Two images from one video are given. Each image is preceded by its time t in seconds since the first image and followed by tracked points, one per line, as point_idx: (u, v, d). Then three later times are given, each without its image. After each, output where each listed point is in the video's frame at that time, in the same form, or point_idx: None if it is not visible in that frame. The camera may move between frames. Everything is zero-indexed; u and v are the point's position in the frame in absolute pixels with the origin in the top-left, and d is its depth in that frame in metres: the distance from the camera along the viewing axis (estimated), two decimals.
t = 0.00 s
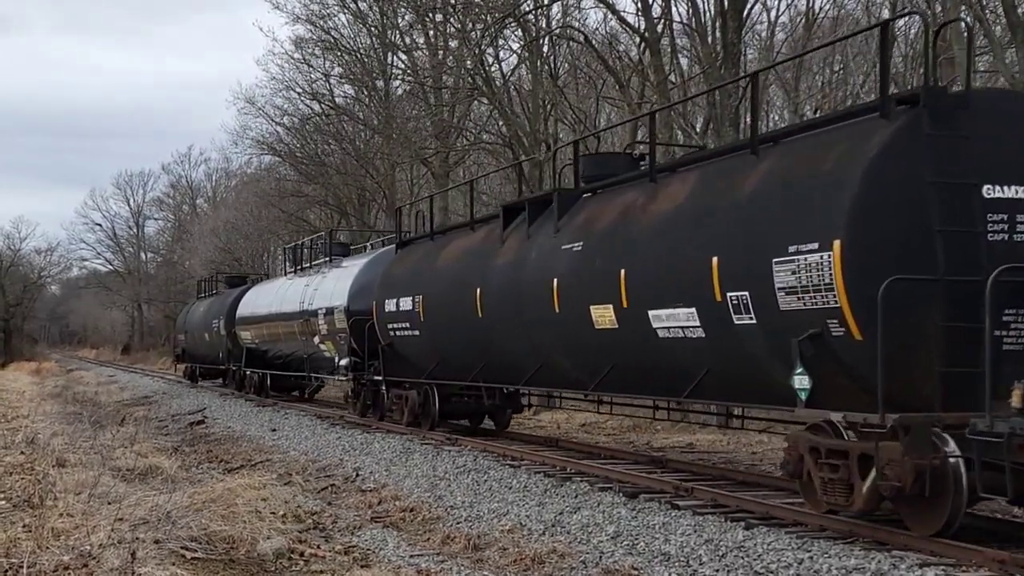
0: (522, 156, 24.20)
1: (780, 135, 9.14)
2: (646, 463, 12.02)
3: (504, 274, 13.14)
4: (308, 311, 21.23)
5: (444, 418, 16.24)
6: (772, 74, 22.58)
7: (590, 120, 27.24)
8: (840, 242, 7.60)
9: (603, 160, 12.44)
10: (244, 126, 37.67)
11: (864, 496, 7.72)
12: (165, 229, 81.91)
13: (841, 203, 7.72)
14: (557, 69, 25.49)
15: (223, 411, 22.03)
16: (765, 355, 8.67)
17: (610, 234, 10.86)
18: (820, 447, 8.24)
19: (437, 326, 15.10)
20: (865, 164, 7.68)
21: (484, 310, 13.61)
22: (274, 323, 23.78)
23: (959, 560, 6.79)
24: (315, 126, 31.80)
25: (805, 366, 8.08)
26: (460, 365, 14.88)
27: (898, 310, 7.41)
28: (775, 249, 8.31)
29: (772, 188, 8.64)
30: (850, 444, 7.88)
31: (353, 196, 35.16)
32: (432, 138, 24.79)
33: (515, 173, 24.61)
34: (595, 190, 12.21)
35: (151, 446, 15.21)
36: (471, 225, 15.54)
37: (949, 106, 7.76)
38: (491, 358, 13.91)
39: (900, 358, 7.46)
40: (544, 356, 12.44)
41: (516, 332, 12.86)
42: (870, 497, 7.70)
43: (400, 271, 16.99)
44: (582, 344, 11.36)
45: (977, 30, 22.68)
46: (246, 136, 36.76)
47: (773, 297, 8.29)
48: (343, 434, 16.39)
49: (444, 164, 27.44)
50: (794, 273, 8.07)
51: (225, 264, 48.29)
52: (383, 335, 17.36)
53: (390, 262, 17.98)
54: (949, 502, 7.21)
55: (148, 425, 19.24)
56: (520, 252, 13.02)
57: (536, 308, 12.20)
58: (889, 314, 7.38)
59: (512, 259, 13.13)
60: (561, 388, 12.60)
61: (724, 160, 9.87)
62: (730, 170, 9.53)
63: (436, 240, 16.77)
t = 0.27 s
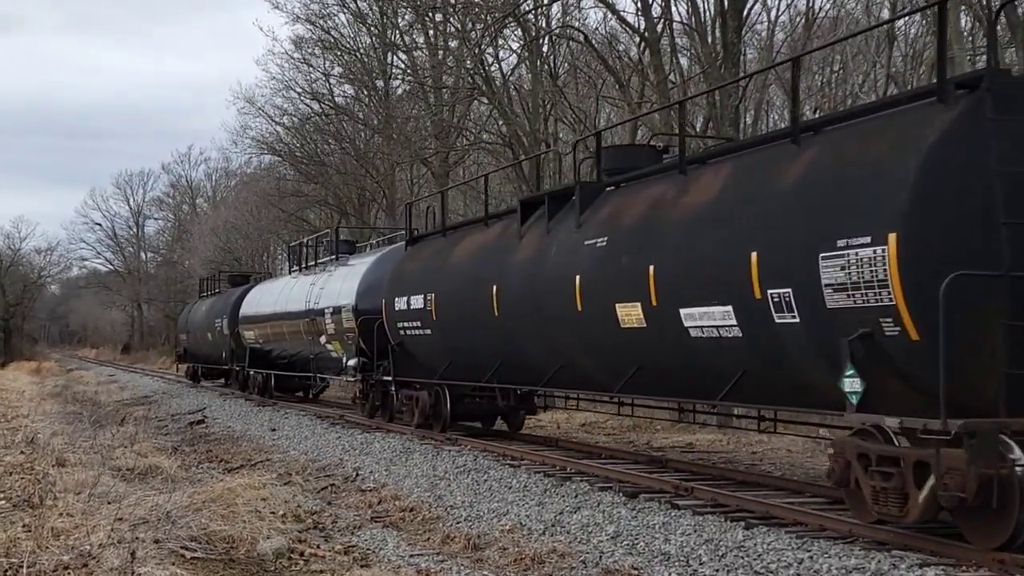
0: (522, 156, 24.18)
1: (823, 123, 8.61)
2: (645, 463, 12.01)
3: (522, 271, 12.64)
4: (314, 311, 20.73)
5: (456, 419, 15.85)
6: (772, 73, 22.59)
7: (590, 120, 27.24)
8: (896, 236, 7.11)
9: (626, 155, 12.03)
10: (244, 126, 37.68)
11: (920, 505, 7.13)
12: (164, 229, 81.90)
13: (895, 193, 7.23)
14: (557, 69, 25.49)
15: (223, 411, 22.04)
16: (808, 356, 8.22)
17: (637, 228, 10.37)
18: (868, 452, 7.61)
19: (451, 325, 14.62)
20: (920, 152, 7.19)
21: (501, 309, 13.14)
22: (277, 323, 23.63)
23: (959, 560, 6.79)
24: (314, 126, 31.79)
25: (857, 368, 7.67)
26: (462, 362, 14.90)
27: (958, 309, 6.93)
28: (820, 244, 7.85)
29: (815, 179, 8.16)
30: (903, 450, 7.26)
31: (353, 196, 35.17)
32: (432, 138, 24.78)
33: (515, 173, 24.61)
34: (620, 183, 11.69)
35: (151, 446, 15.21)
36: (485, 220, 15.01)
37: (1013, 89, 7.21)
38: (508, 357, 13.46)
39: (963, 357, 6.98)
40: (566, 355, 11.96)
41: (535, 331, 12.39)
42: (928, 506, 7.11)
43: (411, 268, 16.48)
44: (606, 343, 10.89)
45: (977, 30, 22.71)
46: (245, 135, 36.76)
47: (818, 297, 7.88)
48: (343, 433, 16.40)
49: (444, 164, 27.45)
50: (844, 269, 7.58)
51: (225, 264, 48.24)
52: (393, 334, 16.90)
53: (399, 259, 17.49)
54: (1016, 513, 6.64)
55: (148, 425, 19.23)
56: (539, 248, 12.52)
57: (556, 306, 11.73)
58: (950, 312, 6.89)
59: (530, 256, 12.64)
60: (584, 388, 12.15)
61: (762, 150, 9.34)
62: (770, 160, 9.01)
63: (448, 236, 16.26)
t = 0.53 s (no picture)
0: (523, 156, 24.19)
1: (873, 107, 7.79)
2: (645, 463, 12.02)
3: (539, 268, 11.86)
4: (320, 311, 20.16)
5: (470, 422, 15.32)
6: (773, 74, 22.61)
7: (591, 120, 27.25)
8: (957, 229, 6.37)
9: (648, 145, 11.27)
10: (244, 126, 37.72)
11: (986, 517, 6.50)
12: (165, 229, 81.97)
13: (959, 181, 6.46)
14: (558, 69, 25.50)
15: (223, 411, 22.06)
16: (857, 358, 7.47)
17: (666, 222, 9.58)
18: (927, 463, 7.05)
19: (464, 325, 13.89)
20: (989, 138, 6.40)
21: (516, 309, 12.37)
22: (278, 324, 23.47)
23: (960, 561, 6.78)
24: (315, 126, 31.79)
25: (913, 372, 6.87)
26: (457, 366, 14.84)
27: None
28: (871, 236, 7.09)
29: (868, 164, 7.38)
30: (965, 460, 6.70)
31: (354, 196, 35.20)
32: (432, 138, 24.80)
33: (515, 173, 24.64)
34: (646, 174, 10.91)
35: (151, 446, 15.23)
36: (500, 215, 14.24)
37: None
38: (525, 359, 12.72)
39: None
40: (587, 358, 11.23)
41: (553, 331, 11.63)
42: (993, 518, 6.48)
43: (423, 266, 15.77)
44: (631, 344, 10.12)
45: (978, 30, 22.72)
46: (246, 136, 36.80)
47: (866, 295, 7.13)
48: (343, 433, 16.43)
49: (444, 164, 27.47)
50: (899, 264, 6.82)
51: (225, 264, 48.25)
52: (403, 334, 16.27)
53: (410, 256, 16.84)
54: None
55: (148, 425, 19.22)
56: (556, 244, 11.74)
57: (576, 305, 10.96)
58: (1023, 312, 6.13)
59: (547, 252, 11.86)
60: (606, 391, 11.40)
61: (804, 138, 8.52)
62: (814, 149, 8.20)
63: (462, 232, 15.50)
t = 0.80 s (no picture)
0: (524, 156, 24.18)
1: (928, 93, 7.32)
2: (648, 463, 12.00)
3: (562, 264, 11.43)
4: (330, 310, 19.64)
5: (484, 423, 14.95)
6: (775, 74, 22.59)
7: (593, 120, 27.24)
8: None
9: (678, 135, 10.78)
10: (246, 126, 37.74)
11: None
12: (167, 228, 82.03)
13: None
14: (560, 69, 25.49)
15: (225, 410, 22.07)
16: (912, 357, 7.03)
17: (700, 214, 9.15)
18: (992, 470, 6.40)
19: (480, 324, 13.48)
20: None
21: (536, 306, 11.93)
22: (281, 324, 23.30)
23: (961, 561, 6.78)
24: (317, 126, 31.79)
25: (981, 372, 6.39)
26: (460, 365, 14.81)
27: None
28: (928, 228, 6.66)
29: (923, 151, 6.94)
30: None
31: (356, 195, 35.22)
32: (434, 137, 24.78)
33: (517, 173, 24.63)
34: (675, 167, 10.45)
35: (153, 446, 15.24)
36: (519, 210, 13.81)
37: None
38: (543, 359, 12.26)
39: None
40: (612, 359, 10.75)
41: (575, 330, 11.18)
42: None
43: (438, 264, 15.36)
44: (660, 343, 9.68)
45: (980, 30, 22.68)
46: (248, 135, 36.82)
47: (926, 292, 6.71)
48: (345, 433, 16.45)
49: (446, 163, 27.47)
50: (965, 257, 6.37)
51: (227, 263, 48.23)
52: (416, 332, 15.85)
53: (423, 253, 16.40)
54: None
55: (150, 425, 19.21)
56: (580, 239, 11.30)
57: (602, 303, 10.49)
58: None
59: (570, 248, 11.43)
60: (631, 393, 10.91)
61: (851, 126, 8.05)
62: (863, 137, 7.73)
63: (478, 229, 15.08)
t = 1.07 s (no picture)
0: (524, 155, 24.18)
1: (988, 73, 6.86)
2: (649, 463, 11.95)
3: (584, 259, 10.96)
4: (337, 309, 19.23)
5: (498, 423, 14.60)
6: (775, 72, 22.58)
7: (592, 119, 27.24)
8: None
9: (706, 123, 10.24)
10: (247, 125, 37.75)
11: None
12: (167, 227, 82.08)
13: None
14: (560, 68, 25.49)
15: (226, 410, 22.08)
16: (975, 355, 6.56)
17: (736, 205, 8.68)
18: None
19: (496, 322, 13.02)
20: None
21: (555, 303, 11.45)
22: (284, 322, 23.10)
23: (962, 559, 6.77)
24: (317, 125, 31.79)
25: None
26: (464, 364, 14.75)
27: None
28: (996, 216, 6.21)
29: (984, 136, 6.49)
30: None
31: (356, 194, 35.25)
32: (434, 136, 24.78)
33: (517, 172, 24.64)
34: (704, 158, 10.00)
35: (154, 445, 15.25)
36: (535, 204, 13.34)
37: None
38: (561, 358, 11.77)
39: None
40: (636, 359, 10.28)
41: (597, 327, 10.70)
42: None
43: (450, 260, 14.90)
44: (690, 341, 9.21)
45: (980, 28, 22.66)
46: (248, 134, 36.84)
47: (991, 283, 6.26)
48: (346, 432, 16.46)
49: (446, 162, 27.49)
50: None
51: (227, 263, 48.28)
52: (427, 331, 15.43)
53: (434, 249, 15.99)
54: None
55: (150, 424, 19.19)
56: (603, 233, 10.83)
57: (627, 299, 10.03)
58: None
59: (592, 242, 10.95)
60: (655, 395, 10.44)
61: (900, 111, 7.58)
62: (915, 122, 7.26)
63: (491, 224, 14.61)
